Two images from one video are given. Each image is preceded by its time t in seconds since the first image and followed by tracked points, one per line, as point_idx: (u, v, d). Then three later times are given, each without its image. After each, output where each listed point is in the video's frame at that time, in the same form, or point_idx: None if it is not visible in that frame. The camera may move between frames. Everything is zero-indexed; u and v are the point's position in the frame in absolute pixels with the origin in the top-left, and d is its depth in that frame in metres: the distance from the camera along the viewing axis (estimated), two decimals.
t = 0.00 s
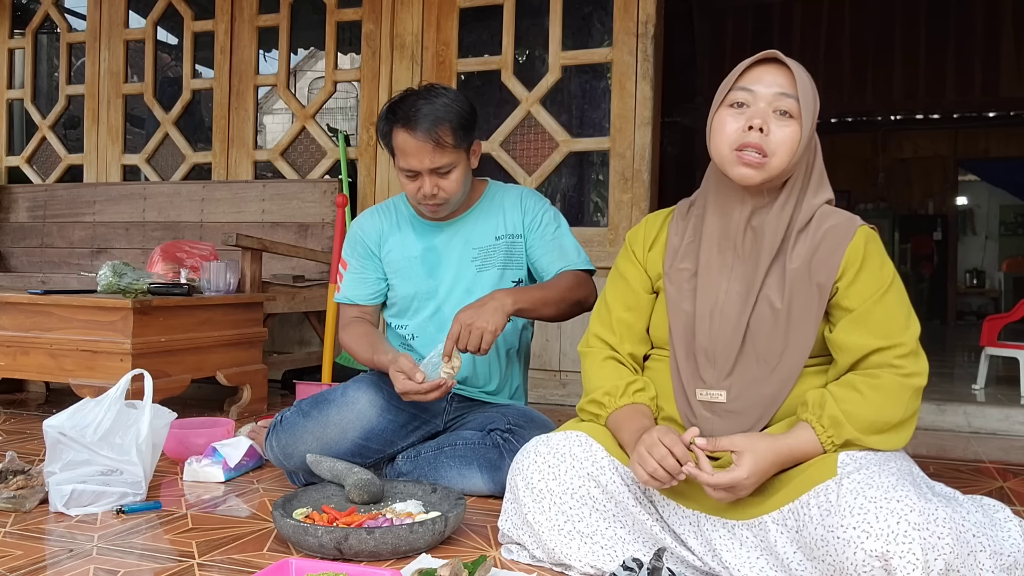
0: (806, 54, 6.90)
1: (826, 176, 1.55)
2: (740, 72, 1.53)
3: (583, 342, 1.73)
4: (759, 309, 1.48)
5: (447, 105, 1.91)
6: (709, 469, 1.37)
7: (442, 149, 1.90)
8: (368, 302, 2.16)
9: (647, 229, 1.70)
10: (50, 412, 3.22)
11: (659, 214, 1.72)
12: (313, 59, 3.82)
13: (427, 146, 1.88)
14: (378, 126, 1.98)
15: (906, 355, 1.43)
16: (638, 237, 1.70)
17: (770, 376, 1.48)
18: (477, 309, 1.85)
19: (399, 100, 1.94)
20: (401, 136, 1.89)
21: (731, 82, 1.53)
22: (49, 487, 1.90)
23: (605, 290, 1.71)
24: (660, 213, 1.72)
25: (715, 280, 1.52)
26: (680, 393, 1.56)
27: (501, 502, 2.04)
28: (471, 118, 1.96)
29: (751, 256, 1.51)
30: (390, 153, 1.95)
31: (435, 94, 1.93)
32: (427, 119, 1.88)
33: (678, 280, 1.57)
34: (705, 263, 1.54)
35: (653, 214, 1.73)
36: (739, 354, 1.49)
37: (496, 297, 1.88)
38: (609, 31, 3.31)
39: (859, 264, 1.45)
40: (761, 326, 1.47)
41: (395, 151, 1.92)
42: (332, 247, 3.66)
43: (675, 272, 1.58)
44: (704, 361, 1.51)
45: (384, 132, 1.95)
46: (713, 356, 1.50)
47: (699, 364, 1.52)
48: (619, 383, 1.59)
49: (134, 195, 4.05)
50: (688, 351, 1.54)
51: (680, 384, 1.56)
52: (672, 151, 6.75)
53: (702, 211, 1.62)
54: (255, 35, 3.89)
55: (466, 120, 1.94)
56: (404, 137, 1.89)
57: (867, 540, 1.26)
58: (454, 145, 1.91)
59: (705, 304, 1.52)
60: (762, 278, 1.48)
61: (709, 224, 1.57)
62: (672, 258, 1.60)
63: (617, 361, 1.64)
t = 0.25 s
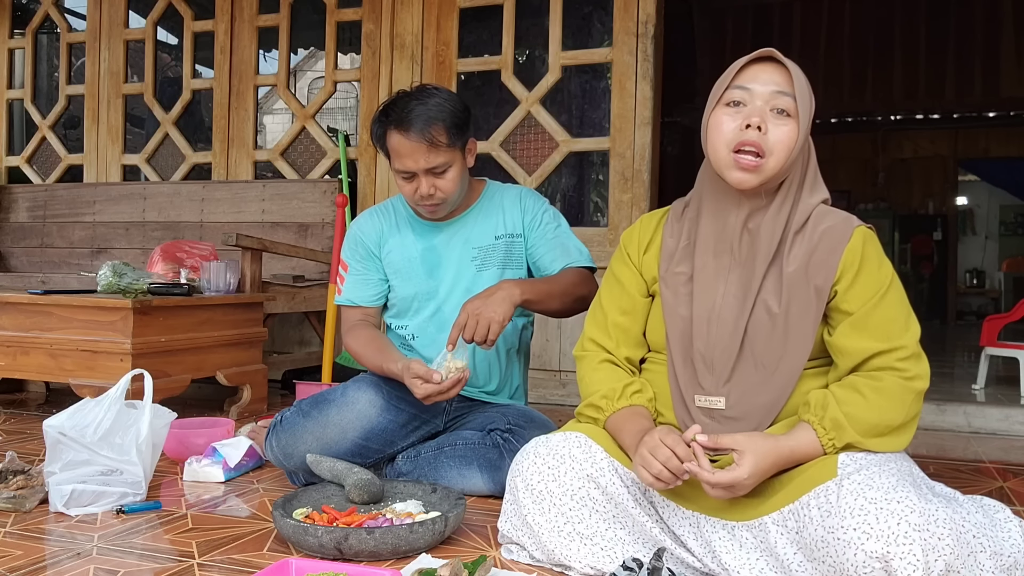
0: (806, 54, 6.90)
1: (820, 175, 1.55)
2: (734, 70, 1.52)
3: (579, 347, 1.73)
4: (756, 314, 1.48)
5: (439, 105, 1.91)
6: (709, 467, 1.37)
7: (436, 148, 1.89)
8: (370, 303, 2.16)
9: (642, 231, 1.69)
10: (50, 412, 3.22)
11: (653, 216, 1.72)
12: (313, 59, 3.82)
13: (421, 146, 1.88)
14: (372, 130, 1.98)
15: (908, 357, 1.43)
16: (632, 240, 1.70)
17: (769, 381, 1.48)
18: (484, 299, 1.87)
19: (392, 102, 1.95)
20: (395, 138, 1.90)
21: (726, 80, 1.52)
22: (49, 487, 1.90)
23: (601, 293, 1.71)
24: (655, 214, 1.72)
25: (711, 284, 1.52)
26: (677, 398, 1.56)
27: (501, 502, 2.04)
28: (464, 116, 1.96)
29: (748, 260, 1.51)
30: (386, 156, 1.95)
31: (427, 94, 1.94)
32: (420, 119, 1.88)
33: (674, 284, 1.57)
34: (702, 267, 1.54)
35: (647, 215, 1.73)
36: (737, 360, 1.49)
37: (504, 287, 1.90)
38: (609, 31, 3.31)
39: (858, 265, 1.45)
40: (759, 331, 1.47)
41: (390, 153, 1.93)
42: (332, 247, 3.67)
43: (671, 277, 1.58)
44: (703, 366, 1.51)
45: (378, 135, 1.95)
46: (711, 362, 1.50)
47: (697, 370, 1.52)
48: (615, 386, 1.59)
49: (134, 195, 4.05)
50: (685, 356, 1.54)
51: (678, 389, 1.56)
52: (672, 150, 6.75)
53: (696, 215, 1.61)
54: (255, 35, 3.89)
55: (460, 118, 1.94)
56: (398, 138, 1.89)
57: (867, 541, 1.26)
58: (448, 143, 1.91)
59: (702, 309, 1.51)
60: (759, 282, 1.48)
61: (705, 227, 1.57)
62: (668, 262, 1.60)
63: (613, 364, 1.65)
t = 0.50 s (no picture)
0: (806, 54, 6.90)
1: (818, 174, 1.55)
2: (728, 73, 1.52)
3: (576, 348, 1.73)
4: (753, 318, 1.48)
5: (436, 104, 1.91)
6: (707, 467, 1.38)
7: (434, 147, 1.89)
8: (370, 304, 2.16)
9: (637, 232, 1.69)
10: (50, 412, 3.22)
11: (649, 217, 1.72)
12: (313, 59, 3.82)
13: (420, 147, 1.88)
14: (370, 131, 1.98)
15: (907, 359, 1.43)
16: (628, 241, 1.70)
17: (767, 384, 1.48)
18: (497, 307, 1.86)
19: (389, 103, 1.95)
20: (393, 139, 1.90)
21: (720, 83, 1.52)
22: (49, 487, 1.90)
23: (597, 295, 1.71)
24: (650, 216, 1.72)
25: (708, 288, 1.52)
26: (675, 402, 1.56)
27: (501, 502, 2.04)
28: (462, 116, 1.96)
29: (744, 264, 1.51)
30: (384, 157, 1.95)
31: (424, 94, 1.94)
32: (418, 119, 1.88)
33: (671, 288, 1.57)
34: (698, 271, 1.54)
35: (643, 217, 1.73)
36: (735, 364, 1.49)
37: (514, 293, 1.90)
38: (609, 31, 3.31)
39: (855, 267, 1.45)
40: (756, 335, 1.47)
41: (389, 154, 1.93)
42: (332, 247, 3.67)
43: (668, 280, 1.58)
44: (700, 370, 1.51)
45: (376, 136, 1.96)
46: (708, 366, 1.50)
47: (694, 374, 1.52)
48: (612, 388, 1.59)
49: (134, 195, 4.05)
50: (683, 360, 1.54)
51: (676, 393, 1.56)
52: (672, 150, 6.76)
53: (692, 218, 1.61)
54: (255, 35, 3.89)
55: (457, 118, 1.94)
56: (396, 139, 1.89)
57: (868, 543, 1.26)
58: (446, 143, 1.91)
59: (699, 313, 1.52)
60: (755, 286, 1.48)
61: (701, 231, 1.57)
62: (664, 265, 1.60)
63: (610, 366, 1.65)
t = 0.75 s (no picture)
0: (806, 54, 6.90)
1: (817, 173, 1.55)
2: (724, 77, 1.50)
3: (574, 349, 1.73)
4: (752, 319, 1.47)
5: (438, 105, 1.92)
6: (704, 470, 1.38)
7: (435, 148, 1.89)
8: (370, 303, 2.16)
9: (635, 234, 1.70)
10: (50, 412, 3.22)
11: (647, 218, 1.72)
12: (313, 59, 3.82)
13: (421, 147, 1.88)
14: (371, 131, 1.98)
15: (906, 359, 1.42)
16: (626, 243, 1.70)
17: (765, 386, 1.47)
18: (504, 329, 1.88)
19: (390, 103, 1.95)
20: (394, 139, 1.90)
21: (715, 89, 1.50)
22: (49, 487, 1.90)
23: (595, 296, 1.71)
24: (648, 217, 1.73)
25: (707, 289, 1.52)
26: (674, 403, 1.56)
27: (501, 502, 2.04)
28: (463, 116, 1.96)
29: (743, 265, 1.51)
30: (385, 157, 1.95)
31: (425, 94, 1.94)
32: (419, 119, 1.88)
33: (669, 289, 1.57)
34: (697, 272, 1.54)
35: (641, 218, 1.73)
36: (734, 366, 1.49)
37: (520, 314, 1.92)
38: (609, 31, 3.31)
39: (854, 267, 1.45)
40: (754, 336, 1.47)
41: (390, 154, 1.93)
42: (332, 247, 3.67)
43: (667, 282, 1.58)
44: (699, 372, 1.51)
45: (377, 136, 1.95)
46: (707, 368, 1.50)
47: (693, 377, 1.52)
48: (611, 390, 1.59)
49: (134, 195, 4.05)
50: (681, 362, 1.54)
51: (674, 395, 1.56)
52: (672, 150, 6.76)
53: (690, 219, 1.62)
54: (255, 35, 3.89)
55: (458, 118, 1.94)
56: (397, 139, 1.89)
57: (868, 545, 1.26)
58: (447, 143, 1.91)
59: (697, 315, 1.52)
60: (754, 287, 1.48)
61: (699, 233, 1.57)
62: (662, 266, 1.60)
63: (609, 367, 1.65)
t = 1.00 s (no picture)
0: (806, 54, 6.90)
1: (817, 173, 1.55)
2: (722, 80, 1.50)
3: (575, 349, 1.73)
4: (752, 319, 1.47)
5: (439, 105, 1.92)
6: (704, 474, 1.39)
7: (437, 148, 1.90)
8: (370, 303, 2.16)
9: (635, 234, 1.70)
10: (50, 412, 3.22)
11: (647, 218, 1.72)
12: (313, 59, 3.82)
13: (422, 147, 1.88)
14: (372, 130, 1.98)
15: (905, 359, 1.42)
16: (626, 243, 1.70)
17: (765, 386, 1.47)
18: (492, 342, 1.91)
19: (392, 103, 1.95)
20: (396, 139, 1.90)
21: (713, 92, 1.50)
22: (49, 487, 1.90)
23: (596, 296, 1.71)
24: (648, 217, 1.73)
25: (707, 289, 1.52)
26: (673, 403, 1.56)
27: (501, 502, 2.04)
28: (465, 116, 1.96)
29: (743, 265, 1.51)
30: (386, 157, 1.95)
31: (427, 94, 1.94)
32: (421, 120, 1.88)
33: (669, 289, 1.58)
34: (697, 272, 1.55)
35: (641, 218, 1.73)
36: (734, 366, 1.49)
37: (509, 329, 1.95)
38: (609, 31, 3.31)
39: (854, 266, 1.45)
40: (754, 335, 1.47)
41: (391, 154, 1.93)
42: (332, 247, 3.67)
43: (667, 282, 1.58)
44: (699, 372, 1.51)
45: (379, 135, 1.95)
46: (707, 368, 1.50)
47: (693, 377, 1.52)
48: (611, 390, 1.58)
49: (134, 195, 4.05)
50: (682, 361, 1.54)
51: (674, 395, 1.56)
52: (672, 151, 6.76)
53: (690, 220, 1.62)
54: (255, 35, 3.89)
55: (460, 119, 1.94)
56: (399, 139, 1.89)
57: (868, 545, 1.26)
58: (449, 143, 1.91)
59: (697, 315, 1.52)
60: (754, 287, 1.48)
61: (699, 233, 1.57)
62: (662, 266, 1.60)
63: (609, 367, 1.65)
